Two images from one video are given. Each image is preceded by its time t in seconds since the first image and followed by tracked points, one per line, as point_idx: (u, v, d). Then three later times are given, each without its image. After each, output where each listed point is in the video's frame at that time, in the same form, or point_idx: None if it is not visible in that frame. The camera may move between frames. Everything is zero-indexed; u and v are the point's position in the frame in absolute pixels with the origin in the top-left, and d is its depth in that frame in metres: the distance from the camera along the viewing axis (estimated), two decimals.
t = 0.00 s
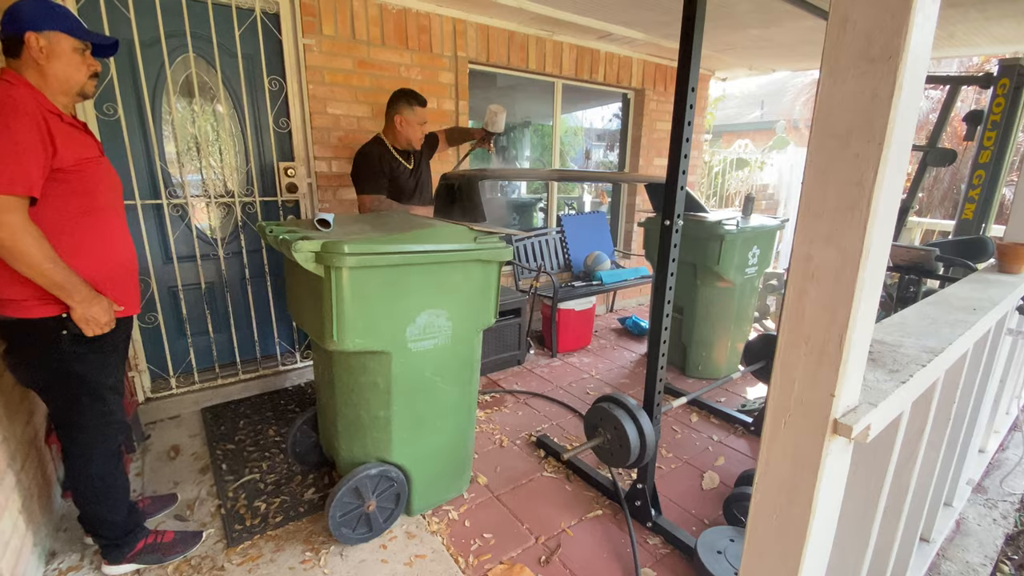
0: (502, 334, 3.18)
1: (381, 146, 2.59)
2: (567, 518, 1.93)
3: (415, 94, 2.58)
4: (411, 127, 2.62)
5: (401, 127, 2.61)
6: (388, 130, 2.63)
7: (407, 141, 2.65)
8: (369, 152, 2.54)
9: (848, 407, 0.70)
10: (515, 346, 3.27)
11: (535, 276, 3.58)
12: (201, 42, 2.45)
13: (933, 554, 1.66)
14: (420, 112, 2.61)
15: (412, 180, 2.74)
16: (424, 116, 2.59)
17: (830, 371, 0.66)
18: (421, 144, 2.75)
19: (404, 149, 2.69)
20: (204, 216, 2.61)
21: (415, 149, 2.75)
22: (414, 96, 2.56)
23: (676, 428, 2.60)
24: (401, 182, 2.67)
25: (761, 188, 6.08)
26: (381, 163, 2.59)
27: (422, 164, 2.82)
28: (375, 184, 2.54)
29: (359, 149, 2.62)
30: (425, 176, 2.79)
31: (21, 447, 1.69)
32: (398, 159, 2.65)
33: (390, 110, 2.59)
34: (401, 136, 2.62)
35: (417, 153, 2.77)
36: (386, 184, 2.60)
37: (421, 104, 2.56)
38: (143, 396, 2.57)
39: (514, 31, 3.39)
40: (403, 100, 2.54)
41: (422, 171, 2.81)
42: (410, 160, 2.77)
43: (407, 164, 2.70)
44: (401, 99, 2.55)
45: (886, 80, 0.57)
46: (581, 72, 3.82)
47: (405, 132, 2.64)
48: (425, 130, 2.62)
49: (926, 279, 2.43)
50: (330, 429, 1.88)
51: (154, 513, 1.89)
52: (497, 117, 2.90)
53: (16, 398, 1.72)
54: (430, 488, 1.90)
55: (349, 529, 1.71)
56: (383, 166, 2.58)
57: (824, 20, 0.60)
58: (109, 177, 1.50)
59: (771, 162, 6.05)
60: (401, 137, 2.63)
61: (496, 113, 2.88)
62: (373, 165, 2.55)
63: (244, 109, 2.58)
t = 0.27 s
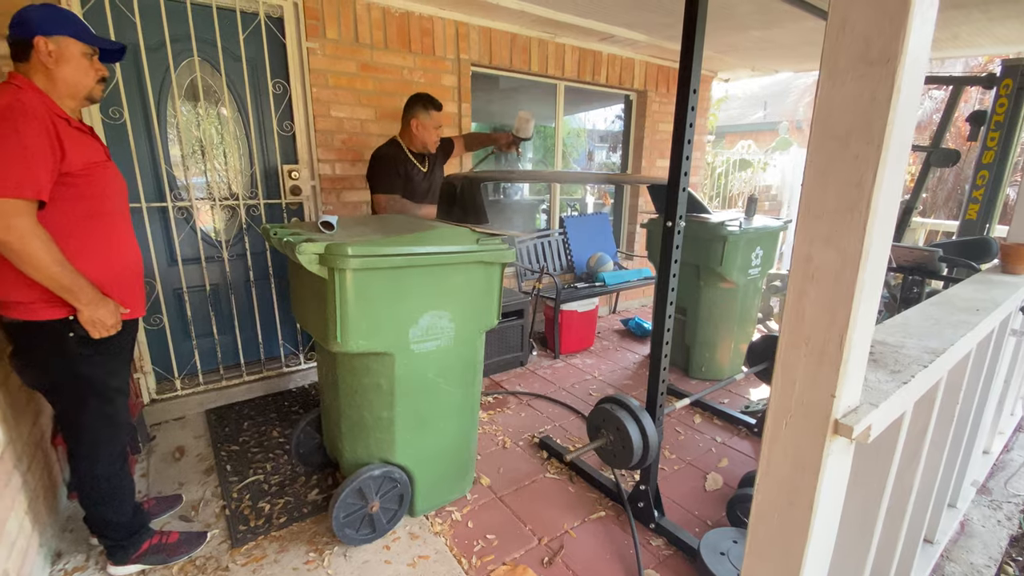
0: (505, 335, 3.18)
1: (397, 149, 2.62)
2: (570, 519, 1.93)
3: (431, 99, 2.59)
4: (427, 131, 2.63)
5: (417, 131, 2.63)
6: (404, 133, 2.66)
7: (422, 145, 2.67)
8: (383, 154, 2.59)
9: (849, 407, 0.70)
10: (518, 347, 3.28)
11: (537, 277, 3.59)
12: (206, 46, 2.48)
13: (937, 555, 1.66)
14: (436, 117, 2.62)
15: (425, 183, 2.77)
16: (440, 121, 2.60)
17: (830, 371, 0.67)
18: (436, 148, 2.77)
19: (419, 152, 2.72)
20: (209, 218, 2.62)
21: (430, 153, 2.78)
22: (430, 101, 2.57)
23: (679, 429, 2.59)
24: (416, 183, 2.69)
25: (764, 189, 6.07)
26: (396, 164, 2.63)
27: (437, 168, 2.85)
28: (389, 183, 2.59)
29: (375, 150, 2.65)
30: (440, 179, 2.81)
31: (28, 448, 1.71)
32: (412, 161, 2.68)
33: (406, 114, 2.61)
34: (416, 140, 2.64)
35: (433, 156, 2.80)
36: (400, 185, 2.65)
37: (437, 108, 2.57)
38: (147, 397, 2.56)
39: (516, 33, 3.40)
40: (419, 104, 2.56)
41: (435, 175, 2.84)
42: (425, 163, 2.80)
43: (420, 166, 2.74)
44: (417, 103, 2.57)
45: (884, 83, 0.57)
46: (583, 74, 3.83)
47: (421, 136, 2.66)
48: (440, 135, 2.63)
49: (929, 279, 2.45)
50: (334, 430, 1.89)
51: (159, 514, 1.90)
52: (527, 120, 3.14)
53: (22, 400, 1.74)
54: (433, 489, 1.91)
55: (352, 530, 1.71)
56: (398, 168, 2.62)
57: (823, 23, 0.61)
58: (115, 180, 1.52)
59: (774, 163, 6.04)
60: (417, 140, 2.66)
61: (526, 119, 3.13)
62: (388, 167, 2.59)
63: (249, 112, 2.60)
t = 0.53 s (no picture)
0: (508, 336, 3.19)
1: (406, 151, 2.70)
2: (572, 519, 1.94)
3: (439, 102, 2.66)
4: (435, 134, 2.70)
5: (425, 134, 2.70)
6: (413, 136, 2.74)
7: (430, 147, 2.75)
8: (393, 157, 2.66)
9: (845, 406, 0.71)
10: (521, 348, 3.29)
11: (541, 278, 3.60)
12: (211, 51, 2.50)
13: (940, 556, 1.66)
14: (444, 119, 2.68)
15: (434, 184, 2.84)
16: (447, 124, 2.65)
17: (826, 371, 0.67)
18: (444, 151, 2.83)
19: (428, 155, 2.79)
20: (215, 221, 2.65)
21: (439, 155, 2.85)
22: (438, 105, 2.64)
23: (682, 430, 2.60)
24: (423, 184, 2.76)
25: (768, 189, 6.06)
26: (405, 166, 2.70)
27: (445, 170, 2.91)
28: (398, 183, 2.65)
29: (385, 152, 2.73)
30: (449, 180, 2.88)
31: (36, 448, 1.73)
32: (421, 163, 2.75)
33: (415, 117, 2.68)
34: (425, 143, 2.71)
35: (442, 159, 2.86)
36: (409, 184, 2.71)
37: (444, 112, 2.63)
38: (154, 398, 2.59)
39: (519, 35, 3.42)
40: (427, 108, 2.62)
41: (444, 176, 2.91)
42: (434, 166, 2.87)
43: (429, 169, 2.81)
44: (425, 107, 2.64)
45: (875, 86, 0.58)
46: (586, 76, 3.85)
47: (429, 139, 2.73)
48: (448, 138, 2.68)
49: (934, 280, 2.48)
50: (338, 430, 1.91)
51: (166, 513, 1.92)
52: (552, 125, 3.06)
53: (31, 400, 1.76)
54: (437, 489, 1.92)
55: (356, 530, 1.73)
56: (407, 169, 2.68)
57: (816, 27, 0.62)
58: (124, 185, 1.54)
59: (778, 164, 6.03)
60: (425, 143, 2.73)
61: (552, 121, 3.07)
62: (398, 168, 2.65)
63: (254, 116, 2.62)
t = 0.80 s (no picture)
0: (511, 336, 3.21)
1: (404, 152, 2.74)
2: (574, 518, 1.95)
3: (436, 104, 2.69)
4: (433, 135, 2.72)
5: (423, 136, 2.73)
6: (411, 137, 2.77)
7: (429, 149, 2.77)
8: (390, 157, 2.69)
9: (838, 402, 0.72)
10: (525, 348, 3.30)
11: (544, 279, 3.61)
12: (218, 54, 2.54)
13: (943, 555, 1.65)
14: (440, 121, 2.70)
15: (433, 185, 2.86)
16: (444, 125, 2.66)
17: (818, 367, 0.68)
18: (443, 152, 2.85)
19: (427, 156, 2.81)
20: (221, 222, 2.68)
21: (438, 156, 2.86)
22: (434, 106, 2.67)
23: (684, 430, 2.60)
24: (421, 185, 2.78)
25: (772, 189, 6.04)
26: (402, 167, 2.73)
27: (445, 171, 2.92)
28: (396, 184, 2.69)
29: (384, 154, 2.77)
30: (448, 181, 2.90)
31: (47, 446, 1.76)
32: (420, 164, 2.79)
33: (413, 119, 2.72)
34: (423, 145, 2.74)
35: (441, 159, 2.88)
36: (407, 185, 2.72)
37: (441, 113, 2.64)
38: (162, 397, 2.62)
39: (521, 37, 3.44)
40: (424, 110, 2.64)
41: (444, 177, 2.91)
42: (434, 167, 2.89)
43: (428, 170, 2.83)
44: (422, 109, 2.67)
45: (864, 85, 0.59)
46: (589, 76, 3.86)
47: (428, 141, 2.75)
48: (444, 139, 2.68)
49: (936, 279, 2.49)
50: (342, 429, 1.93)
51: (173, 510, 1.94)
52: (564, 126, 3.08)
53: (42, 398, 1.80)
54: (440, 487, 1.94)
55: (360, 527, 1.75)
56: (405, 170, 2.72)
57: (807, 28, 0.63)
58: (133, 187, 1.57)
59: (782, 164, 6.02)
60: (423, 145, 2.75)
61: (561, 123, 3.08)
62: (395, 168, 2.69)
63: (259, 118, 2.66)
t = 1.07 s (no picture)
0: (514, 335, 3.22)
1: (393, 155, 2.60)
2: (576, 515, 1.96)
3: (425, 104, 2.53)
4: (423, 137, 2.58)
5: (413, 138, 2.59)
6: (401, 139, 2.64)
7: (419, 151, 2.64)
8: (379, 162, 2.56)
9: (830, 395, 0.73)
10: (528, 347, 3.31)
11: (547, 278, 3.62)
12: (224, 57, 2.57)
13: (945, 554, 1.65)
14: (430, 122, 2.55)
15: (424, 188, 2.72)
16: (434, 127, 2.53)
17: (809, 361, 0.69)
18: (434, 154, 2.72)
19: (417, 158, 2.68)
20: (227, 223, 2.72)
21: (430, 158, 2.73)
22: (424, 107, 2.51)
23: (687, 429, 2.60)
24: (412, 188, 2.65)
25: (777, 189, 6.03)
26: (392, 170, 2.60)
27: (437, 173, 2.80)
28: (385, 188, 2.56)
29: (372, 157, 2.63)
30: (440, 184, 2.78)
31: (57, 443, 1.79)
32: (410, 167, 2.65)
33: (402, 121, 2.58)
34: (412, 147, 2.61)
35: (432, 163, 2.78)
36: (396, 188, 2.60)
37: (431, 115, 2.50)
38: (169, 396, 2.66)
39: (524, 38, 3.46)
40: (413, 112, 2.50)
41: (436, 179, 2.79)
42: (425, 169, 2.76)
43: (420, 172, 2.69)
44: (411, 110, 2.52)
45: (852, 84, 0.60)
46: (592, 77, 3.87)
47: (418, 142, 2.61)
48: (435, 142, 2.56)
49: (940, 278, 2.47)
50: (346, 426, 1.95)
51: (180, 507, 1.97)
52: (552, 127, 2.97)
53: (52, 396, 1.83)
54: (442, 484, 1.96)
55: (363, 523, 1.77)
56: (394, 173, 2.58)
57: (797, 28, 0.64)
58: (141, 188, 1.60)
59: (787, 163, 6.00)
60: (413, 147, 2.62)
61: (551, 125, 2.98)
62: (384, 172, 2.56)
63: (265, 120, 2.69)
